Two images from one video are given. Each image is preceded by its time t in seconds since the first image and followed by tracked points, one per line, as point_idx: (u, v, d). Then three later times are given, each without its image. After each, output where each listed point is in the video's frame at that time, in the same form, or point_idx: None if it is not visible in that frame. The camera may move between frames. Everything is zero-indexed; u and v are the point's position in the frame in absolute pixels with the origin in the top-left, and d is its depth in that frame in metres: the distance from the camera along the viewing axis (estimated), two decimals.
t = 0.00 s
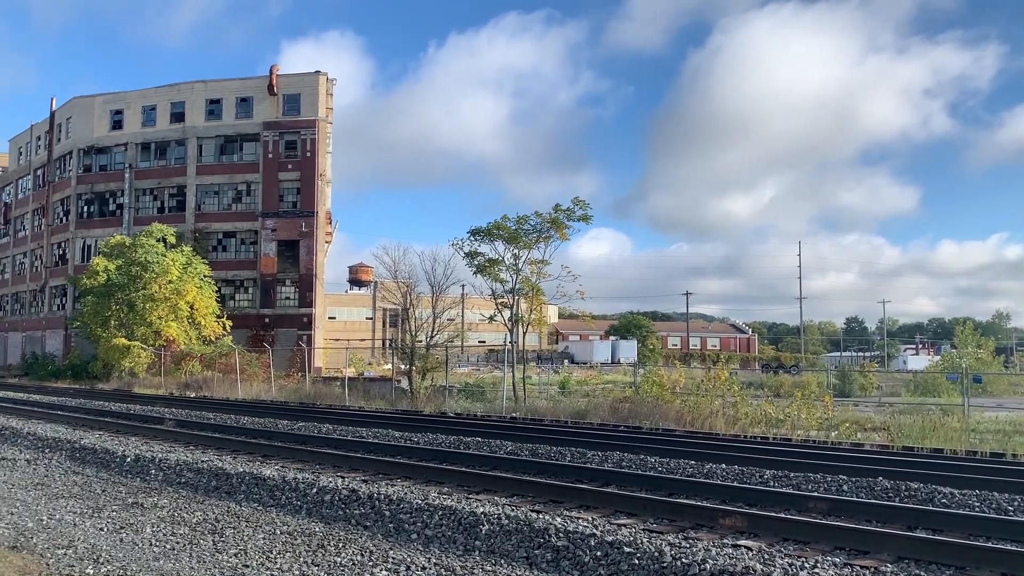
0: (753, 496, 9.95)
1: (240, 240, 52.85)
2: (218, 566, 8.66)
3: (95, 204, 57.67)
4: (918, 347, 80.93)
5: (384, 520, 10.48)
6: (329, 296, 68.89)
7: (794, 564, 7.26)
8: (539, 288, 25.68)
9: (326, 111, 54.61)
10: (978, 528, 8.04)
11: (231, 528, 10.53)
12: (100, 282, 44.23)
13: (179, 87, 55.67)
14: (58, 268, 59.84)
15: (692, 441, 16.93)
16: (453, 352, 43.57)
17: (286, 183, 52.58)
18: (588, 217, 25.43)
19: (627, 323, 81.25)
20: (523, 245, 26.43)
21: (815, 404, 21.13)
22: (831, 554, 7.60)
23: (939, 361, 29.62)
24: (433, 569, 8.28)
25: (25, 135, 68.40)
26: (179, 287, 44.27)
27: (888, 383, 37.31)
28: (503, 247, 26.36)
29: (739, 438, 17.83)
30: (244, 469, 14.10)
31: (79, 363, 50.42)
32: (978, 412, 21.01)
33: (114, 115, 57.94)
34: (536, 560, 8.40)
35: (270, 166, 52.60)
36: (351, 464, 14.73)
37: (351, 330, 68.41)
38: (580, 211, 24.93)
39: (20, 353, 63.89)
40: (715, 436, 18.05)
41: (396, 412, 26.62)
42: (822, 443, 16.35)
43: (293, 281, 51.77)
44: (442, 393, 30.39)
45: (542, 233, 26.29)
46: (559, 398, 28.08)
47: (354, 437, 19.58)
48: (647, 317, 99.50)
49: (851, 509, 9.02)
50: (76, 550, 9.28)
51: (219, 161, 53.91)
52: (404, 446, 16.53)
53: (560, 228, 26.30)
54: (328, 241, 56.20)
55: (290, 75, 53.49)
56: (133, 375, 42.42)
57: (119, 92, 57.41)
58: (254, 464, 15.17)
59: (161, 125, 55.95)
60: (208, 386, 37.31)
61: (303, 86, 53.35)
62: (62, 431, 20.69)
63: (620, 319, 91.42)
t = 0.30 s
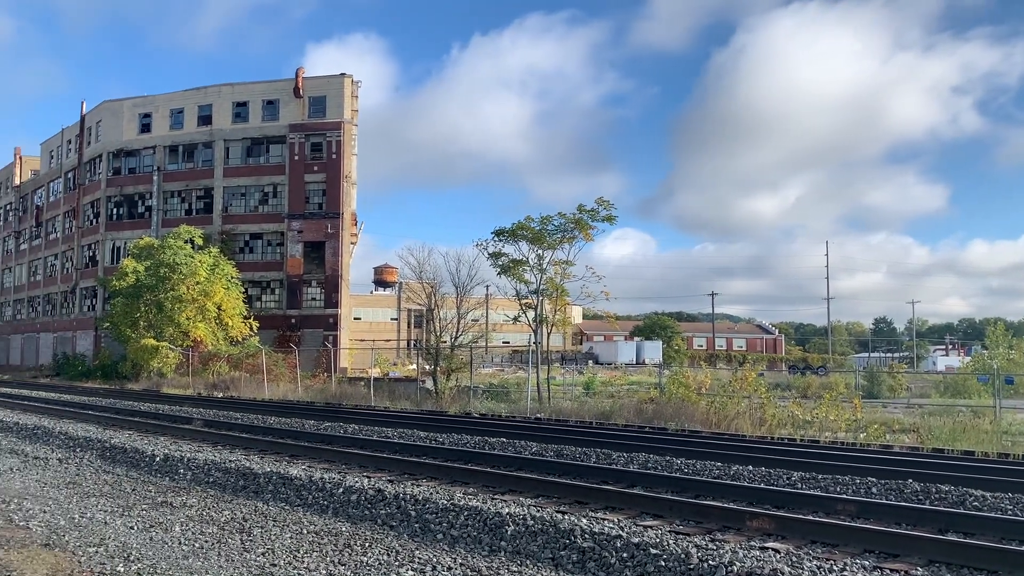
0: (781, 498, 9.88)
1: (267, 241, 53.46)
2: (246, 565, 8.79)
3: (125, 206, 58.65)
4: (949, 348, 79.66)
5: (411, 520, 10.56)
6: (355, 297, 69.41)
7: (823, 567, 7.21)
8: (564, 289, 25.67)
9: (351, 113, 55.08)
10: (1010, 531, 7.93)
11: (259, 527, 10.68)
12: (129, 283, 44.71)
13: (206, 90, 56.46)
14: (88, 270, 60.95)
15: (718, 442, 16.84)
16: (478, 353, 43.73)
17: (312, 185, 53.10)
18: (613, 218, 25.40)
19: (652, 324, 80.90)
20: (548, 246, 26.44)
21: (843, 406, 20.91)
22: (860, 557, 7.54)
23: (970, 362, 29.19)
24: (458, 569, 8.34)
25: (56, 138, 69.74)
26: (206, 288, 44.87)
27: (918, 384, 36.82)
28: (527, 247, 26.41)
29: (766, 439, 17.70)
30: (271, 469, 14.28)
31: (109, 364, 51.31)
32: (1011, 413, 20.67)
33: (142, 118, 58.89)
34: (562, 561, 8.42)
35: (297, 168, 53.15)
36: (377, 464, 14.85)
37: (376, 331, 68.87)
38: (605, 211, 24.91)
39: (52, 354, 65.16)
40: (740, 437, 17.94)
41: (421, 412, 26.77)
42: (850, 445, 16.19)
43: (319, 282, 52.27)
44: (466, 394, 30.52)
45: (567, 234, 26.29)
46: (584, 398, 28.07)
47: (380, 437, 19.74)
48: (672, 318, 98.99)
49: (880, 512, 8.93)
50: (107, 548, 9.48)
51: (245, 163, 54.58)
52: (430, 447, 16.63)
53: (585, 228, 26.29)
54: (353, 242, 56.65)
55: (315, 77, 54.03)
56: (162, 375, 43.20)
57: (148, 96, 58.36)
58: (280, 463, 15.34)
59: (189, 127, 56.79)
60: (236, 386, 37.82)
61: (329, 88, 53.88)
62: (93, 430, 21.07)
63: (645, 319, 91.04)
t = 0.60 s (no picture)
0: (807, 499, 9.82)
1: (292, 241, 54.01)
2: (272, 563, 8.93)
3: (152, 207, 59.54)
4: (979, 348, 78.35)
5: (435, 519, 10.65)
6: (378, 297, 69.87)
7: (850, 569, 7.17)
8: (587, 289, 25.65)
9: (376, 113, 55.42)
10: None
11: (284, 525, 10.83)
12: (156, 283, 45.49)
13: (232, 91, 57.12)
14: (116, 270, 61.96)
15: (743, 443, 16.76)
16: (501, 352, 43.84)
17: (337, 185, 53.52)
18: (636, 217, 25.32)
19: (675, 324, 80.48)
20: (570, 245, 26.45)
21: (870, 406, 20.69)
22: (888, 558, 7.49)
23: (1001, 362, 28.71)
24: (483, 568, 8.40)
25: (86, 140, 70.95)
26: (232, 287, 45.33)
27: (946, 384, 36.32)
28: (550, 247, 26.43)
29: (792, 440, 17.58)
30: (296, 467, 14.45)
31: (138, 363, 52.13)
32: None
33: (169, 120, 59.73)
34: (586, 561, 8.44)
35: (321, 169, 53.61)
36: (401, 463, 14.97)
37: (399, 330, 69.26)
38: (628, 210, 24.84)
39: (82, 353, 66.32)
40: (766, 438, 17.83)
41: (445, 412, 26.88)
42: (877, 445, 16.03)
43: (344, 281, 52.70)
44: (490, 393, 30.58)
45: (590, 233, 26.26)
46: (608, 398, 27.98)
47: (403, 435, 19.89)
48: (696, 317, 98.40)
49: (909, 513, 8.85)
50: (135, 545, 9.67)
51: (270, 164, 55.15)
52: (453, 446, 16.73)
53: (608, 228, 26.24)
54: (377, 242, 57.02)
55: (339, 78, 54.47)
56: (189, 374, 43.64)
57: (175, 98, 59.19)
58: (305, 462, 15.51)
59: (215, 129, 57.49)
60: (261, 385, 38.24)
61: (353, 88, 54.32)
62: (122, 428, 21.45)
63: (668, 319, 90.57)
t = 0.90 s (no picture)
0: (838, 499, 9.74)
1: (319, 241, 54.55)
2: (302, 560, 9.07)
3: (182, 207, 60.48)
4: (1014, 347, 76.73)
5: (463, 517, 10.73)
6: (405, 296, 70.28)
7: (882, 570, 7.12)
8: (614, 288, 25.60)
9: (402, 113, 55.75)
10: None
11: (314, 522, 10.98)
12: (187, 283, 46.35)
13: (260, 92, 57.81)
14: (147, 269, 63.04)
15: (771, 443, 16.64)
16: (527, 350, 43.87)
17: (364, 185, 53.94)
18: (663, 215, 25.22)
19: (702, 323, 79.90)
20: (596, 244, 26.41)
21: (901, 406, 20.41)
22: (921, 560, 7.42)
23: None
24: (512, 567, 8.45)
25: (117, 141, 72.25)
26: (261, 287, 45.94)
27: (981, 384, 35.67)
28: (576, 245, 26.41)
29: (821, 439, 17.42)
30: (324, 465, 14.62)
31: (168, 361, 53.03)
32: None
33: (198, 120, 60.64)
34: (615, 561, 8.46)
35: (348, 168, 54.05)
36: (429, 461, 15.08)
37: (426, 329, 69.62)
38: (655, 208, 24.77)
39: (114, 351, 67.55)
40: (795, 438, 17.67)
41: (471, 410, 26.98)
42: (909, 446, 15.82)
43: (371, 280, 53.11)
44: (516, 392, 30.64)
45: (616, 232, 26.20)
46: (634, 397, 27.89)
47: (430, 434, 20.02)
48: (723, 316, 97.58)
49: (942, 514, 8.75)
50: (168, 540, 9.88)
51: (298, 164, 55.72)
52: (481, 444, 16.82)
53: (635, 226, 26.16)
54: (404, 240, 57.36)
55: (366, 78, 54.90)
56: (219, 372, 44.18)
57: (204, 99, 60.06)
58: (334, 459, 15.70)
59: (244, 129, 58.23)
60: (290, 383, 38.68)
61: (379, 88, 54.71)
62: (153, 425, 21.87)
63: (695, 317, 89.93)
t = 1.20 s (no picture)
0: (868, 500, 9.64)
1: (346, 240, 54.99)
2: (331, 557, 9.18)
3: (211, 207, 61.31)
4: None
5: (490, 516, 10.78)
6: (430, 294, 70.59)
7: (915, 571, 7.05)
8: (640, 286, 25.53)
9: (427, 112, 56.02)
10: None
11: (342, 520, 11.11)
12: (216, 282, 46.94)
13: (287, 93, 58.41)
14: (177, 269, 63.98)
15: (801, 443, 16.49)
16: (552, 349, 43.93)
17: (389, 184, 54.28)
18: (690, 213, 25.10)
19: (729, 321, 79.29)
20: (622, 242, 26.34)
21: (932, 406, 20.13)
22: (955, 562, 7.34)
23: None
24: (539, 566, 8.49)
25: (147, 143, 73.38)
26: (288, 286, 46.46)
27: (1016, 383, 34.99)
28: (602, 244, 26.36)
29: (851, 439, 17.24)
30: (352, 463, 14.77)
31: (197, 359, 53.80)
32: None
33: (226, 121, 61.42)
34: (643, 561, 8.46)
35: (374, 168, 54.42)
36: (455, 460, 15.16)
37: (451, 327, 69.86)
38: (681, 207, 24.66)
39: (145, 349, 68.66)
40: (824, 438, 17.51)
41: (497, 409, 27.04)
42: (941, 446, 15.61)
43: (396, 279, 53.46)
44: (541, 391, 30.68)
45: (642, 230, 26.10)
46: (660, 396, 27.81)
47: (456, 432, 20.12)
48: (750, 315, 96.76)
49: (976, 516, 8.65)
50: (199, 537, 10.06)
51: (325, 164, 56.21)
52: (507, 443, 16.87)
53: (661, 224, 26.06)
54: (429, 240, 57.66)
55: (391, 78, 55.24)
56: (247, 370, 45.10)
57: (232, 100, 60.83)
58: (362, 458, 15.84)
59: (271, 129, 58.87)
60: (317, 381, 39.07)
61: (405, 88, 55.02)
62: (183, 423, 22.22)
63: (721, 316, 89.27)
